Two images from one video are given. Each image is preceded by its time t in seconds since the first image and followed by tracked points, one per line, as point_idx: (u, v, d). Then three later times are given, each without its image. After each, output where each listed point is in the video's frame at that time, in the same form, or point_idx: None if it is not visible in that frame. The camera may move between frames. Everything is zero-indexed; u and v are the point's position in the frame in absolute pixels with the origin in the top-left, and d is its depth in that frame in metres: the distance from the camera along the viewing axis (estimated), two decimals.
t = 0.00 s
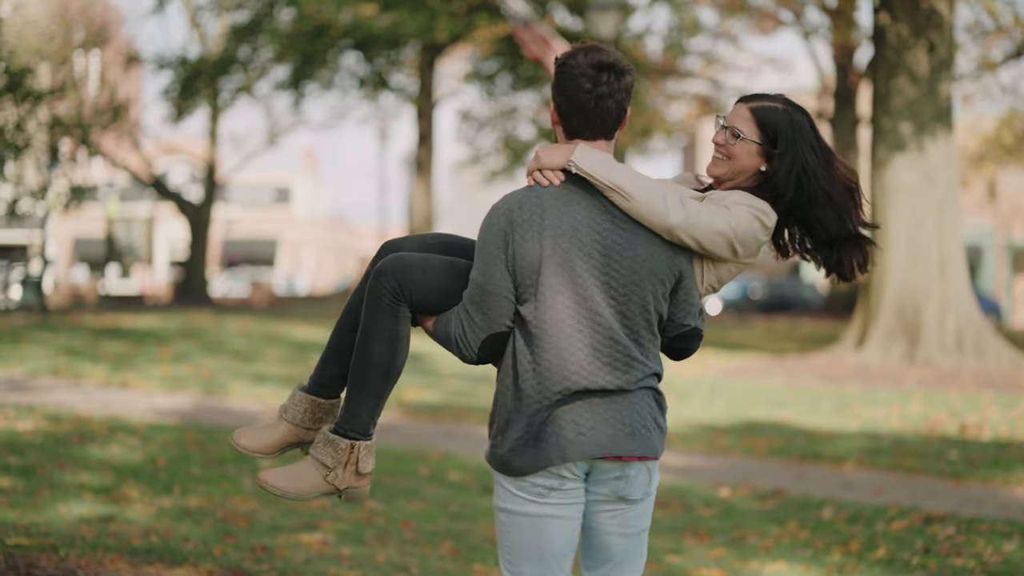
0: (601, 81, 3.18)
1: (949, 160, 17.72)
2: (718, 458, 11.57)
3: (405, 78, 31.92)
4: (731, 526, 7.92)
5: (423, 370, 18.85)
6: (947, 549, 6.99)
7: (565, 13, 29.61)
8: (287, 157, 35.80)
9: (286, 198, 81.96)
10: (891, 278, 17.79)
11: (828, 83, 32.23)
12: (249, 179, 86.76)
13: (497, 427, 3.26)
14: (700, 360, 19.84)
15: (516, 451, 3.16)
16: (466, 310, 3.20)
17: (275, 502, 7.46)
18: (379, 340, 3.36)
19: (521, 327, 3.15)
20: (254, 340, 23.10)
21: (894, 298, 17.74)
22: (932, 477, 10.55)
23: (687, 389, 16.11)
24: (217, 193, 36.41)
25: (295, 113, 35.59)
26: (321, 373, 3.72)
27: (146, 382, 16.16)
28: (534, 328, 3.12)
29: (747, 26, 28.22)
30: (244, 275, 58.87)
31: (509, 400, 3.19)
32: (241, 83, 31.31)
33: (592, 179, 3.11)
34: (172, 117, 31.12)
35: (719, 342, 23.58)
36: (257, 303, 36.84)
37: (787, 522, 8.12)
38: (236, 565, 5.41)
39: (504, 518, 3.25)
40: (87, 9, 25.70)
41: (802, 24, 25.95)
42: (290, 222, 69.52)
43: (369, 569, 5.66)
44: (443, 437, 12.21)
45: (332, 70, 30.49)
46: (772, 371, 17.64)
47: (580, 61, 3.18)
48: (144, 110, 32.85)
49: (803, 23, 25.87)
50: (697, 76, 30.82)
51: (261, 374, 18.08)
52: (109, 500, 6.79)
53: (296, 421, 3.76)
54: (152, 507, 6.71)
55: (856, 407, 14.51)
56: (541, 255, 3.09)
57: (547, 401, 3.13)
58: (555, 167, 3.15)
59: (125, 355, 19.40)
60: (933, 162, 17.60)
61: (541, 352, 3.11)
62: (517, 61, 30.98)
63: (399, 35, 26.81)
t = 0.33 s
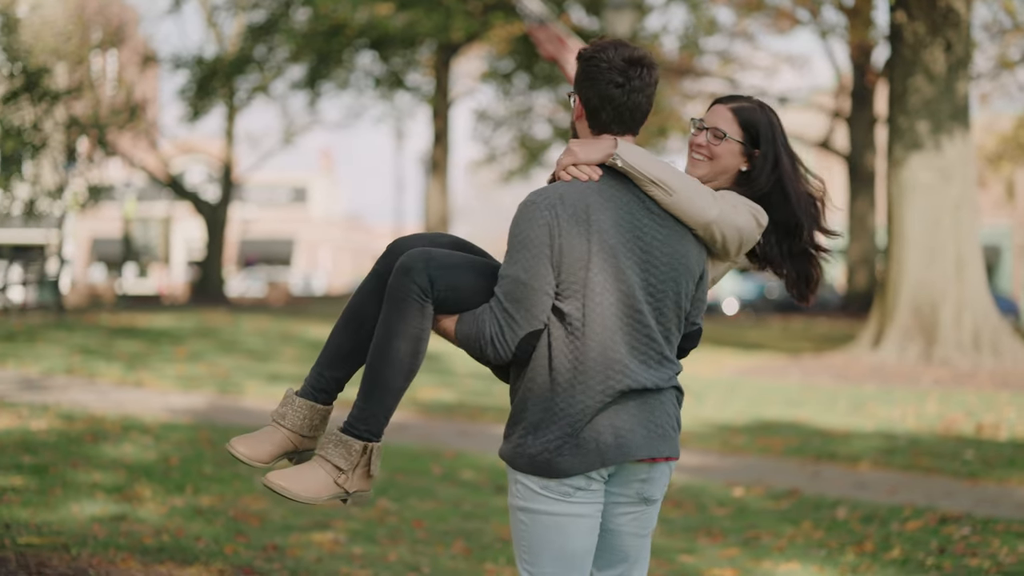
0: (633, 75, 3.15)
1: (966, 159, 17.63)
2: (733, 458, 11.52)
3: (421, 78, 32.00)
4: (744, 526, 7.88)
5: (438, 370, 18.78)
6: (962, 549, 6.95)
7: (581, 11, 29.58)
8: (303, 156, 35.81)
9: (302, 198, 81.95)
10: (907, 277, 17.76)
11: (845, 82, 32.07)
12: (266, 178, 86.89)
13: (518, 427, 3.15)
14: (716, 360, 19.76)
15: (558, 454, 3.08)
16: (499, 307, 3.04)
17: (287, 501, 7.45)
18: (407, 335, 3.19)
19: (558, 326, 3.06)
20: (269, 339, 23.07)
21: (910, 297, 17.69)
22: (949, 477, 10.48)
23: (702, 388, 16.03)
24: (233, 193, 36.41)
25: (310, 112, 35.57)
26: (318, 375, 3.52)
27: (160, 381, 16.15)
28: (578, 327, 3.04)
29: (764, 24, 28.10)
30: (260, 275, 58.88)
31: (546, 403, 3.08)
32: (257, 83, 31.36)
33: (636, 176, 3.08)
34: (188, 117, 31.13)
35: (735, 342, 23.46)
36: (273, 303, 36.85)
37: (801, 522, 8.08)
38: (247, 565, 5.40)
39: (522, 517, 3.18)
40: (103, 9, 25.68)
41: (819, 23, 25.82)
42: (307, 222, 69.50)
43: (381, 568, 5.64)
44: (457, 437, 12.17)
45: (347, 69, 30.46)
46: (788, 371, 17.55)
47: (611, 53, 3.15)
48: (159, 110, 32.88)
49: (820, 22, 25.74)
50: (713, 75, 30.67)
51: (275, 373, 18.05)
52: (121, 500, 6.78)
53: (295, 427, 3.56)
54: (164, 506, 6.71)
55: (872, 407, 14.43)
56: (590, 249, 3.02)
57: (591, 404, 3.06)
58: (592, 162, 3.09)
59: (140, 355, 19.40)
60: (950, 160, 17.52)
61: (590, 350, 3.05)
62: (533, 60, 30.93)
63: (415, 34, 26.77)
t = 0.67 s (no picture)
0: (678, 77, 3.12)
1: (987, 158, 17.50)
2: (749, 457, 11.47)
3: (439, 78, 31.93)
4: (761, 527, 7.83)
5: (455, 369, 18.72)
6: (981, 550, 6.89)
7: (600, 10, 29.51)
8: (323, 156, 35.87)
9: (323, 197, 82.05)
10: (927, 276, 17.67)
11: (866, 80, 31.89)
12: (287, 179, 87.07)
13: (548, 429, 3.07)
14: (735, 359, 19.67)
15: (598, 460, 3.04)
16: (558, 308, 2.92)
17: (302, 501, 7.45)
18: (467, 335, 2.96)
19: (608, 329, 3.00)
20: (287, 339, 23.10)
21: (930, 296, 17.59)
22: (968, 477, 10.39)
23: (720, 388, 15.97)
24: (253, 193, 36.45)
25: (329, 111, 35.60)
26: (350, 368, 3.13)
27: (178, 381, 16.18)
28: (631, 332, 2.99)
29: (784, 22, 27.96)
30: (280, 274, 58.95)
31: (594, 409, 3.01)
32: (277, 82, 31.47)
33: (683, 182, 3.11)
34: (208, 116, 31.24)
35: (754, 342, 23.38)
36: (293, 302, 36.95)
37: (818, 522, 8.02)
38: (260, 564, 5.39)
39: (542, 519, 3.14)
40: (123, 8, 25.77)
41: (839, 20, 25.67)
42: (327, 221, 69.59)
43: (393, 569, 5.61)
44: (473, 436, 12.12)
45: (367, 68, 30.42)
46: (807, 371, 17.45)
47: (656, 53, 3.10)
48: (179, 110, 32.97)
49: (840, 19, 25.60)
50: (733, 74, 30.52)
51: (293, 373, 18.07)
52: (135, 499, 6.78)
53: (331, 424, 3.14)
54: (178, 505, 6.71)
55: (891, 407, 14.34)
56: (650, 256, 2.97)
57: (637, 409, 3.03)
58: (644, 164, 3.03)
59: (159, 354, 19.43)
60: (970, 159, 17.41)
61: (643, 358, 3.01)
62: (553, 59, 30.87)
63: (434, 33, 26.78)
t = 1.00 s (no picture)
0: (713, 73, 3.23)
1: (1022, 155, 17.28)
2: (778, 458, 11.38)
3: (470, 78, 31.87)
4: (788, 529, 7.74)
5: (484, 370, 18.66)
6: (1010, 552, 6.77)
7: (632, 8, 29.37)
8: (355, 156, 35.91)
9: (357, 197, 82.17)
10: (961, 275, 17.52)
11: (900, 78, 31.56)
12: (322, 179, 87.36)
13: (634, 422, 3.10)
14: (766, 359, 19.54)
15: (675, 457, 3.17)
16: (671, 306, 3.00)
17: (326, 502, 7.44)
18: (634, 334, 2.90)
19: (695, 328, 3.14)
20: (318, 339, 23.16)
21: (963, 296, 17.43)
22: (999, 479, 10.25)
23: (750, 389, 15.86)
24: (286, 193, 36.54)
25: (361, 111, 35.62)
26: (523, 364, 2.96)
27: (207, 381, 16.24)
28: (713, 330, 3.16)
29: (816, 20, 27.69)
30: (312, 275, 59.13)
31: (679, 407, 3.13)
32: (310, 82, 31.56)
33: (726, 176, 3.31)
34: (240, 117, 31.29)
35: (786, 342, 23.25)
36: (327, 302, 37.08)
37: (846, 523, 7.96)
38: (282, 565, 5.37)
39: (600, 512, 3.17)
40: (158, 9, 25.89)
41: (872, 16, 25.36)
42: (361, 221, 69.74)
43: (415, 571, 5.57)
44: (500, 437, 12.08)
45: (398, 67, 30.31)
46: (839, 371, 17.31)
47: (693, 48, 3.22)
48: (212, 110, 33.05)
49: (872, 15, 25.30)
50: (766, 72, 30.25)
51: (322, 373, 18.11)
52: (159, 500, 6.79)
53: (518, 422, 2.93)
54: (201, 506, 6.70)
55: (922, 407, 14.19)
56: (731, 256, 3.19)
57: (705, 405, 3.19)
58: (702, 160, 3.15)
59: (189, 354, 19.51)
60: (1004, 157, 17.20)
61: (716, 351, 3.20)
62: (584, 58, 30.75)
63: (466, 33, 26.77)
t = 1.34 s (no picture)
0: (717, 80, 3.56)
1: None
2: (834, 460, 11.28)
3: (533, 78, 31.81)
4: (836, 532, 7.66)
5: (541, 372, 18.64)
6: None
7: (695, 7, 29.13)
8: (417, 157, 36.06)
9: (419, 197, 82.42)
10: None
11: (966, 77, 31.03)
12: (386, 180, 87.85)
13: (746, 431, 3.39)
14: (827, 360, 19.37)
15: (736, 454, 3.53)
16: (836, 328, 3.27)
17: (376, 503, 7.51)
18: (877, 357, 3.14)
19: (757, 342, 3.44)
20: (378, 339, 23.33)
21: None
22: None
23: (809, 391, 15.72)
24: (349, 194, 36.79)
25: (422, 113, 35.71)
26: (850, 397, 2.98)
27: (265, 382, 16.41)
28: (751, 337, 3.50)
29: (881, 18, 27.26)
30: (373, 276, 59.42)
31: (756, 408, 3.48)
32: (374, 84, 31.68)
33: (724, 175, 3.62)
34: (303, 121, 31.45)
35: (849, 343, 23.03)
36: (390, 303, 37.30)
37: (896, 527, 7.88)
38: (326, 566, 5.43)
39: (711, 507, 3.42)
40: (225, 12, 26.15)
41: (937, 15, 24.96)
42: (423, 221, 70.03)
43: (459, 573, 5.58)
44: (553, 439, 12.06)
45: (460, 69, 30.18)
46: (899, 372, 17.12)
47: (708, 56, 3.54)
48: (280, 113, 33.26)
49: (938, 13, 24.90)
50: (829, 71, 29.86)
51: (379, 374, 18.21)
52: (209, 501, 6.88)
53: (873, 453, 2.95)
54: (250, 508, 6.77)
55: (982, 410, 13.99)
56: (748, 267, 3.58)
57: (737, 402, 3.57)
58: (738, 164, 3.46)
59: (248, 355, 19.73)
60: None
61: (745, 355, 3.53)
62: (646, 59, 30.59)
63: (527, 35, 26.76)
